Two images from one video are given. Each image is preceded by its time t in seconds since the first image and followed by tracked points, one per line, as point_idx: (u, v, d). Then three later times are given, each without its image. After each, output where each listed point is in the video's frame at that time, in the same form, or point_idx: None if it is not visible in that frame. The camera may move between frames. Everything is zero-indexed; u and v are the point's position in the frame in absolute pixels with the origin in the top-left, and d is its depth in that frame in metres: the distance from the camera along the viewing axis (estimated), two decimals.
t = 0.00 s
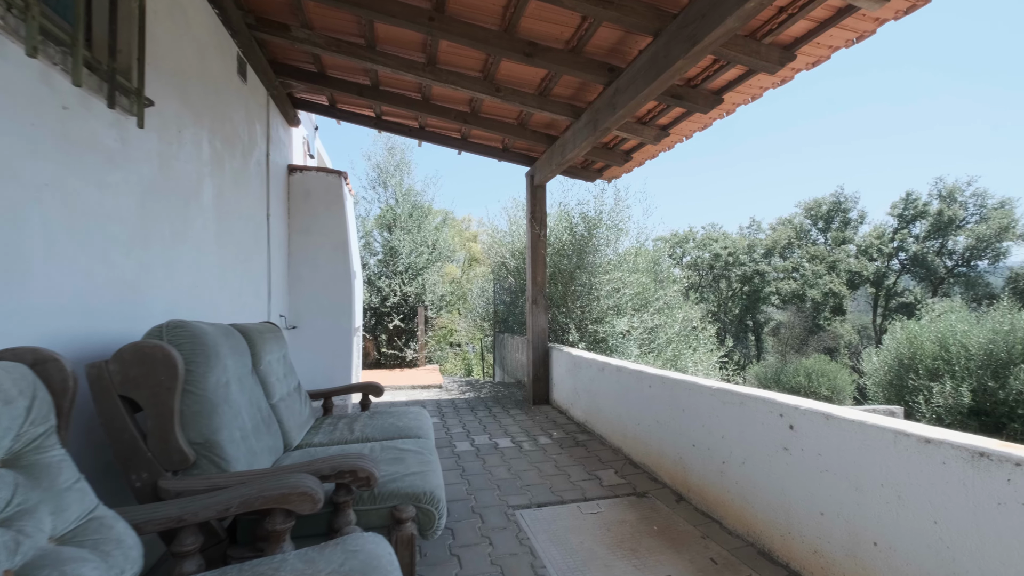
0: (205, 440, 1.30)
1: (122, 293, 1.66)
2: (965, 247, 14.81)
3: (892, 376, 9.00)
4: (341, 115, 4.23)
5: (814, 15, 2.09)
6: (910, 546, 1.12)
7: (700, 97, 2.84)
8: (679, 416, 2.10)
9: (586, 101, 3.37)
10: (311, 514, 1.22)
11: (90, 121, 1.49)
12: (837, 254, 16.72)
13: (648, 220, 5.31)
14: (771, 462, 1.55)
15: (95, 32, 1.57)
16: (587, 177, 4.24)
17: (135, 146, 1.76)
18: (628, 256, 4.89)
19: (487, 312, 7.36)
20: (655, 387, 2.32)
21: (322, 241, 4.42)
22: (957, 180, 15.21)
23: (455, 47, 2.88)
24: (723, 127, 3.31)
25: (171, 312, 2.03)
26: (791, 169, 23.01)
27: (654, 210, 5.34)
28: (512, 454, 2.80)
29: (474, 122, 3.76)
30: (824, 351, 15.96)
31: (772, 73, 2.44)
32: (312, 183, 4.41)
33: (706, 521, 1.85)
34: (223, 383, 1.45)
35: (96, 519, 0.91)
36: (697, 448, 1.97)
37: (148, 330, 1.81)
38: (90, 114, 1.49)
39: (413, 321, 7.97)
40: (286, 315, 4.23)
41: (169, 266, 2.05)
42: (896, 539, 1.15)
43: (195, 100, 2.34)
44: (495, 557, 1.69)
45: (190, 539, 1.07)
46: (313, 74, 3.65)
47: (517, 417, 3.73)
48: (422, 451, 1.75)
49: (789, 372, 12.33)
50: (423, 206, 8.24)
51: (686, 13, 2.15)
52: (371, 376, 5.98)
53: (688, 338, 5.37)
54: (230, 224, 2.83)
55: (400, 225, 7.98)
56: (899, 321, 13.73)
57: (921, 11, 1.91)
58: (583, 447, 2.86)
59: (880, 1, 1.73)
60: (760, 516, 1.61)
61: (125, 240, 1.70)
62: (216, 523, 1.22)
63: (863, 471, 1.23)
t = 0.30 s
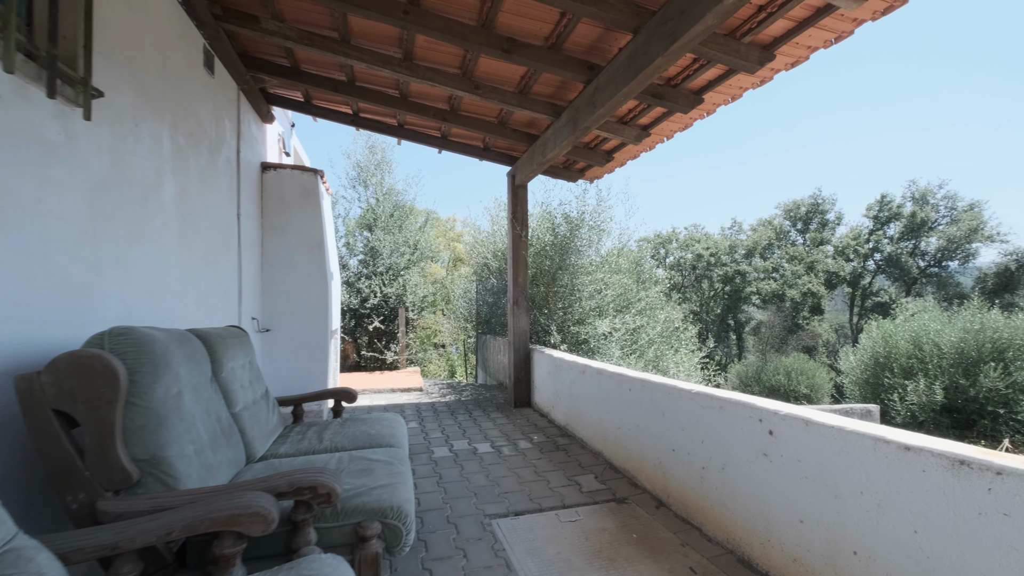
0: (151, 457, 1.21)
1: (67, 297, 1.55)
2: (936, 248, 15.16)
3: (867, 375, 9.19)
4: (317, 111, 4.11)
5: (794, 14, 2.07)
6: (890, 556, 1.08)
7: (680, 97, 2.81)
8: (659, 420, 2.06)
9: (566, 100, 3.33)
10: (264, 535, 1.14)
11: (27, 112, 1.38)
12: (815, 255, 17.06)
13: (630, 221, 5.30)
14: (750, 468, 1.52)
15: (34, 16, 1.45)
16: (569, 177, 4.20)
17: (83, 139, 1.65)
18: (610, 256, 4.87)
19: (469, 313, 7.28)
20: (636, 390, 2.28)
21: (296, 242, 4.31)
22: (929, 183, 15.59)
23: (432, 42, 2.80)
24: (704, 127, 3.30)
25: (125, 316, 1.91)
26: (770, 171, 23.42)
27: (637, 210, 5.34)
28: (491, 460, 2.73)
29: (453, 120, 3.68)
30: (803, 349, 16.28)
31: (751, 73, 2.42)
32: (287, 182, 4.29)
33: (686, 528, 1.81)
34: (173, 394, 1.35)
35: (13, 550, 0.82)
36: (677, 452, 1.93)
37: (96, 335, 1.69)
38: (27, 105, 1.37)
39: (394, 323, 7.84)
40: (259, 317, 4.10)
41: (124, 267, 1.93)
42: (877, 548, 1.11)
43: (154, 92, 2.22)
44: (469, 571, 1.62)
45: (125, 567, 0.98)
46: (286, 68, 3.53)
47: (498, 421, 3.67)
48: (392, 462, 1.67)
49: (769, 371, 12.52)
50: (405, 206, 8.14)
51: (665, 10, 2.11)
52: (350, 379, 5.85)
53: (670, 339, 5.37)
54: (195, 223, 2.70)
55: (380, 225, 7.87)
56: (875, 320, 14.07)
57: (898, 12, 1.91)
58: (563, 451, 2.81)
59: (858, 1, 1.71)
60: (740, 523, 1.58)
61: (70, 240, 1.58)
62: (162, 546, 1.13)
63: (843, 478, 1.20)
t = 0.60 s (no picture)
0: (85, 475, 1.11)
1: None
2: (907, 249, 15.57)
3: (842, 373, 9.42)
4: (290, 107, 3.97)
5: (771, 14, 2.06)
6: (867, 565, 1.05)
7: (659, 96, 2.79)
8: (637, 424, 2.02)
9: (545, 98, 3.28)
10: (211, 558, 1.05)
11: None
12: (792, 256, 17.43)
13: (611, 222, 5.28)
14: (727, 474, 1.48)
15: None
16: (549, 177, 4.16)
17: (19, 130, 1.53)
18: (591, 257, 4.85)
19: (450, 314, 7.19)
20: (614, 394, 2.24)
21: (268, 241, 4.17)
22: (901, 187, 16.06)
23: (407, 35, 2.71)
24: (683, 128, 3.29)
25: (70, 320, 1.78)
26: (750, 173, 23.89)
27: (617, 211, 5.33)
28: (467, 466, 2.66)
29: (430, 118, 3.60)
30: (781, 348, 16.61)
31: (729, 73, 2.41)
32: (259, 179, 4.15)
33: (663, 534, 1.77)
34: (112, 406, 1.25)
35: None
36: (654, 457, 1.89)
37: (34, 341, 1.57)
38: None
39: (372, 324, 7.68)
40: (228, 319, 3.95)
41: (70, 268, 1.80)
42: (853, 558, 1.08)
43: (107, 82, 2.09)
44: None
45: None
46: (256, 61, 3.40)
47: (476, 424, 3.60)
48: (358, 473, 1.59)
49: (748, 370, 12.72)
50: (384, 206, 8.04)
51: (642, 5, 2.08)
52: (327, 382, 5.71)
53: (650, 340, 5.38)
54: (155, 221, 2.57)
55: (359, 224, 7.73)
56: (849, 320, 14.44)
57: (873, 14, 1.92)
58: (541, 455, 2.76)
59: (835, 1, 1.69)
60: (717, 529, 1.54)
61: (4, 238, 1.46)
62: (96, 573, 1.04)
63: (819, 485, 1.17)
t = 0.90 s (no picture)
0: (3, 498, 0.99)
1: None
2: (874, 252, 16.17)
3: (814, 372, 9.71)
4: (259, 100, 3.79)
5: (747, 13, 2.06)
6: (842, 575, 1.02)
7: (636, 95, 2.77)
8: (613, 428, 1.99)
9: (522, 95, 3.23)
10: None
11: None
12: (765, 257, 17.86)
13: (589, 222, 5.26)
14: (703, 479, 1.45)
15: None
16: (527, 176, 4.11)
17: None
18: (569, 258, 4.83)
19: (428, 315, 7.08)
20: (590, 397, 2.20)
21: (234, 240, 4.00)
22: (868, 191, 16.57)
23: (379, 27, 2.62)
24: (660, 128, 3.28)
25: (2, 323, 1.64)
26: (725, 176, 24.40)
27: (596, 212, 5.32)
28: (440, 472, 2.58)
29: (405, 114, 3.49)
30: (755, 348, 17.00)
31: (706, 72, 2.40)
32: (225, 174, 3.97)
33: (639, 541, 1.73)
34: (39, 420, 1.13)
35: None
36: (630, 462, 1.86)
37: None
38: None
39: (347, 325, 7.49)
40: (191, 321, 3.77)
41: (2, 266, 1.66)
42: (829, 566, 1.05)
43: (49, 66, 1.94)
44: None
45: None
46: (220, 51, 3.24)
47: (451, 428, 3.52)
48: (320, 486, 1.50)
49: (723, 369, 12.96)
50: (360, 204, 7.88)
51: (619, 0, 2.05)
52: (298, 385, 5.53)
53: (628, 341, 5.39)
54: (106, 216, 2.41)
55: (334, 223, 7.56)
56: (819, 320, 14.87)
57: (846, 16, 1.94)
58: (517, 460, 2.70)
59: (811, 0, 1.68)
60: (693, 536, 1.51)
61: None
62: None
63: (794, 491, 1.14)
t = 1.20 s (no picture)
0: None
1: None
2: (845, 253, 16.69)
3: (788, 372, 9.93)
4: (228, 96, 3.62)
5: (724, 16, 2.07)
6: None
7: (614, 97, 2.75)
8: (591, 434, 1.96)
9: (500, 95, 3.19)
10: None
11: None
12: (741, 259, 18.23)
13: (569, 224, 5.25)
14: (680, 487, 1.43)
15: None
16: (506, 177, 4.07)
17: None
18: (548, 260, 4.80)
19: (406, 317, 6.96)
20: (568, 402, 2.17)
21: (202, 240, 3.84)
22: (839, 195, 17.05)
23: (351, 22, 2.54)
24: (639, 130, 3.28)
25: None
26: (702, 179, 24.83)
27: (575, 213, 5.31)
28: (415, 480, 2.51)
29: (380, 112, 3.40)
30: (731, 347, 17.34)
31: (683, 75, 2.40)
32: (191, 172, 3.80)
33: (616, 550, 1.70)
34: None
35: None
36: (607, 469, 1.83)
37: None
38: None
39: (322, 328, 7.30)
40: (154, 325, 3.60)
41: None
42: None
43: None
44: None
45: None
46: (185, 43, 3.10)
47: (428, 433, 3.44)
48: (283, 501, 1.42)
49: (701, 369, 13.16)
50: (336, 204, 7.71)
51: None
52: (270, 390, 5.35)
53: (607, 343, 5.39)
54: (57, 215, 2.26)
55: (309, 223, 7.38)
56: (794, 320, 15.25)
57: (821, 21, 1.96)
58: (494, 466, 2.65)
59: (786, 2, 1.74)
60: (670, 544, 1.48)
61: None
62: None
63: (771, 500, 1.12)
